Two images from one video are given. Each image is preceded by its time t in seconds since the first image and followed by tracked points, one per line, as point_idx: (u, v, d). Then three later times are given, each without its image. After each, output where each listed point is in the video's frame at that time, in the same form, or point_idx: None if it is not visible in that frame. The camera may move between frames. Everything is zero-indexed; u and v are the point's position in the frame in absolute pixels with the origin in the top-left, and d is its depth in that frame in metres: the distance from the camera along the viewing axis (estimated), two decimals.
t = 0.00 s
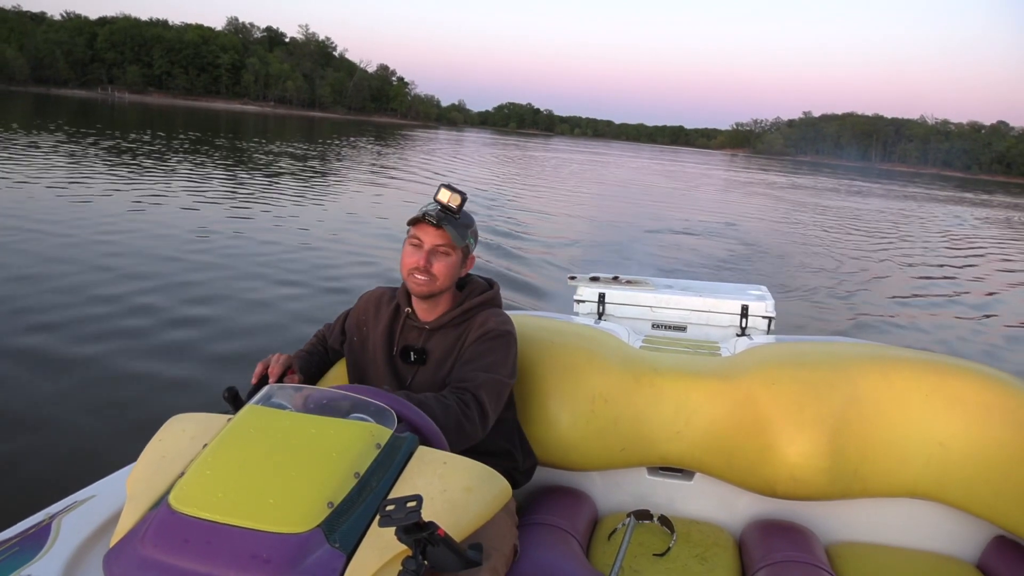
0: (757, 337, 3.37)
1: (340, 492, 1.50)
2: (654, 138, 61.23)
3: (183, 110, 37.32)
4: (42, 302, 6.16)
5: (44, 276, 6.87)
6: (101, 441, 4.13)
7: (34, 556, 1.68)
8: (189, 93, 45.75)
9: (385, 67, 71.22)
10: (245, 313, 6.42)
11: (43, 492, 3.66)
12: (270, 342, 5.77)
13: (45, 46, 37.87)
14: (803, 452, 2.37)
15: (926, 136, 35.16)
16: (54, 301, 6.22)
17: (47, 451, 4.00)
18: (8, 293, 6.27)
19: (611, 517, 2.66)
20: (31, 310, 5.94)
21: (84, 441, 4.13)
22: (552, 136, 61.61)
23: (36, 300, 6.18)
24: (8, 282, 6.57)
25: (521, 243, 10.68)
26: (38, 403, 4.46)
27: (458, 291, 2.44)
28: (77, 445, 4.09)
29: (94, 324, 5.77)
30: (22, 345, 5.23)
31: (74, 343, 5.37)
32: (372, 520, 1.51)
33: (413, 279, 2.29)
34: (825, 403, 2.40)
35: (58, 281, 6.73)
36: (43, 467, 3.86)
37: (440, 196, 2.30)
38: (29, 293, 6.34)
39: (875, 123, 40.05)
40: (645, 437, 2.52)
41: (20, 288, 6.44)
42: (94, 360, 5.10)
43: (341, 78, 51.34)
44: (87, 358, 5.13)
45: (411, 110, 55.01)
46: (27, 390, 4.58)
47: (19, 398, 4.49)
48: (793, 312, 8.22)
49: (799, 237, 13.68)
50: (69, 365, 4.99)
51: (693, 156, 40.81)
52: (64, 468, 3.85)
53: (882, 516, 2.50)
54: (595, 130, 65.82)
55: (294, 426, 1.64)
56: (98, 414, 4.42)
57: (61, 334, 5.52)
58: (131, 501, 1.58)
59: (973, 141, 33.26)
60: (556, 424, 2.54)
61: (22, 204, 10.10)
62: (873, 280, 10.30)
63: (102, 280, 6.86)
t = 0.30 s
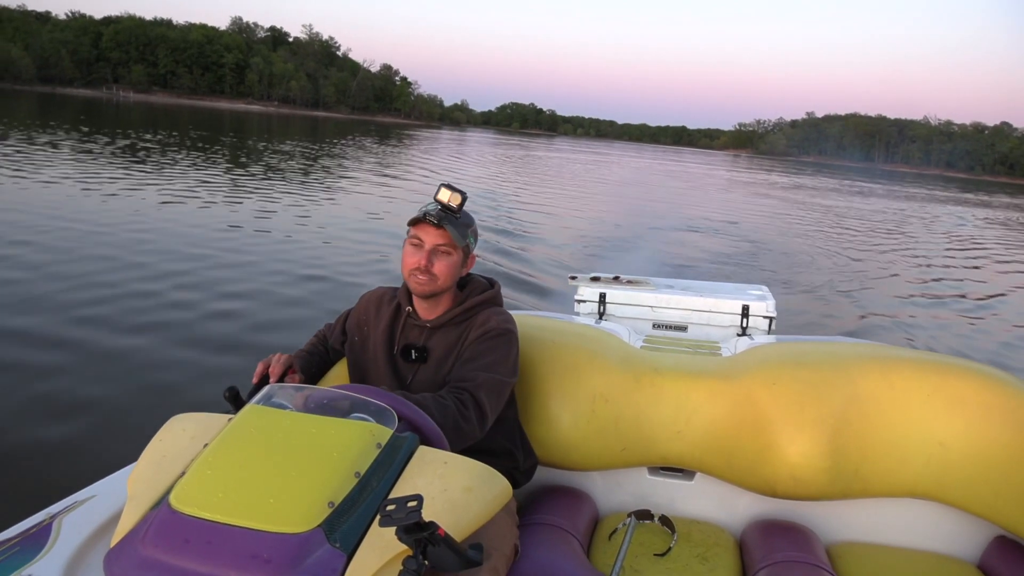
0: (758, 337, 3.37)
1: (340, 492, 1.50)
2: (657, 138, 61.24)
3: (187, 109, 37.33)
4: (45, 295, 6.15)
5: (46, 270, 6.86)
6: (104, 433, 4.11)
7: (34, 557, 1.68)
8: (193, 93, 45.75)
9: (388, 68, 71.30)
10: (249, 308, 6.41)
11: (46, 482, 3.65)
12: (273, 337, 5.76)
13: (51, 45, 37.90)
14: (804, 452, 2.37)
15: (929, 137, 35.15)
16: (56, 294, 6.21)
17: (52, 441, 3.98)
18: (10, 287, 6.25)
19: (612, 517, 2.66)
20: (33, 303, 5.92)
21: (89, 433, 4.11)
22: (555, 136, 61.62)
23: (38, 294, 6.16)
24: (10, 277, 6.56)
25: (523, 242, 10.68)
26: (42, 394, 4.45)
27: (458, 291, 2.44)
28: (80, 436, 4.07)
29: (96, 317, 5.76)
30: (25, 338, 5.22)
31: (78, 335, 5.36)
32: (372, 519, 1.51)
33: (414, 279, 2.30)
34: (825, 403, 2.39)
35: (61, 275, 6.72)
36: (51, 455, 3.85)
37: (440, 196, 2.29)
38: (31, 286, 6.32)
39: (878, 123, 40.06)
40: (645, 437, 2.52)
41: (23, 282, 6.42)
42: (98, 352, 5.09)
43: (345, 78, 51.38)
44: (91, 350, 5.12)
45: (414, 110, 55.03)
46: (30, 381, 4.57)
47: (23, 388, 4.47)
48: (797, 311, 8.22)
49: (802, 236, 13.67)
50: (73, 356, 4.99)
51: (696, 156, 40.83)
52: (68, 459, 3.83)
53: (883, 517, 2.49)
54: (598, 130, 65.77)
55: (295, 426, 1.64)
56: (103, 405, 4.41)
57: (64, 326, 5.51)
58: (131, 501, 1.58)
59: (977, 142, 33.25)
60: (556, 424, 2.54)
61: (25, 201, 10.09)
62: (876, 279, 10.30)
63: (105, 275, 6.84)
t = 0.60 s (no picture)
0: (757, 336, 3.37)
1: (340, 492, 1.50)
2: (659, 138, 61.17)
3: (191, 109, 37.32)
4: (46, 298, 6.17)
5: (47, 271, 6.86)
6: (106, 432, 4.12)
7: (34, 557, 1.68)
8: (197, 93, 45.72)
9: (390, 68, 71.29)
10: (249, 306, 6.42)
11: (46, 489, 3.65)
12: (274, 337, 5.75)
13: (55, 45, 37.89)
14: (804, 452, 2.37)
15: (931, 136, 35.11)
16: (56, 297, 6.22)
17: (55, 447, 3.99)
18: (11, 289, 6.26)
19: (612, 517, 2.65)
20: (34, 307, 5.92)
21: (91, 437, 4.12)
22: (557, 136, 61.58)
23: (39, 296, 6.17)
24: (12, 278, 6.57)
25: (525, 241, 10.67)
26: (42, 401, 4.46)
27: (458, 290, 2.44)
28: (84, 439, 4.09)
29: (97, 322, 5.76)
30: (26, 343, 5.22)
31: (78, 341, 5.37)
32: (373, 519, 1.51)
33: (422, 277, 2.28)
34: (825, 402, 2.39)
35: (62, 276, 6.73)
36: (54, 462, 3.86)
37: (452, 195, 2.32)
38: (32, 288, 6.33)
39: (880, 122, 40.06)
40: (645, 437, 2.52)
41: (24, 284, 6.44)
42: (98, 357, 5.09)
43: (348, 77, 51.35)
44: (92, 356, 5.13)
45: (417, 110, 55.02)
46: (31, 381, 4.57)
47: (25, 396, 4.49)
48: (799, 310, 8.20)
49: (805, 234, 13.66)
50: (74, 362, 4.99)
51: (698, 156, 40.82)
52: (71, 463, 3.84)
53: (883, 516, 2.50)
54: (600, 130, 65.72)
55: (295, 426, 1.63)
56: (104, 412, 4.42)
57: (65, 330, 5.52)
58: (131, 501, 1.58)
59: (980, 141, 33.20)
60: (556, 423, 2.54)
61: (27, 201, 10.10)
62: (879, 278, 10.29)
63: (105, 277, 6.85)
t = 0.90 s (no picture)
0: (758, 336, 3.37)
1: (341, 492, 1.50)
2: (661, 138, 61.10)
3: (194, 110, 37.41)
4: (47, 297, 6.16)
5: (49, 272, 6.87)
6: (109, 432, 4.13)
7: (35, 556, 1.68)
8: (200, 94, 45.80)
9: (393, 68, 71.35)
10: (251, 305, 6.43)
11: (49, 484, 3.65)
12: (275, 336, 5.76)
13: (59, 47, 37.99)
14: (804, 451, 2.37)
15: (933, 136, 35.06)
16: (58, 295, 6.22)
17: (58, 443, 3.99)
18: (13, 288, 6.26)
19: (613, 517, 2.66)
20: (36, 306, 5.93)
21: (94, 435, 4.12)
22: (559, 136, 61.56)
23: (41, 295, 6.18)
24: (14, 278, 6.57)
25: (526, 241, 10.67)
26: (46, 396, 4.46)
27: (460, 289, 2.44)
28: (87, 437, 4.09)
29: (98, 320, 5.76)
30: (28, 340, 5.22)
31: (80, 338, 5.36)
32: (373, 519, 1.51)
33: (425, 275, 2.28)
34: (825, 402, 2.40)
35: (64, 276, 6.74)
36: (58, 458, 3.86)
37: (459, 195, 2.34)
38: (34, 288, 6.34)
39: (882, 122, 40.02)
40: (645, 437, 2.53)
41: (26, 284, 6.45)
42: (101, 356, 5.10)
43: (350, 78, 51.39)
44: (94, 354, 5.13)
45: (419, 111, 55.07)
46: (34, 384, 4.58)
47: (28, 392, 4.49)
48: (801, 309, 8.19)
49: (807, 233, 13.65)
50: (76, 360, 5.00)
51: (700, 156, 40.83)
52: (75, 459, 3.84)
53: (883, 516, 2.50)
54: (602, 129, 65.69)
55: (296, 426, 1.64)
56: (107, 408, 4.41)
57: (67, 327, 5.52)
58: (132, 500, 1.59)
59: (982, 140, 33.15)
60: (557, 423, 2.54)
61: (28, 201, 10.10)
62: (881, 277, 10.27)
63: (107, 276, 6.85)
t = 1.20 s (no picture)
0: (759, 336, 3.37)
1: (341, 492, 1.50)
2: (663, 138, 61.02)
3: (198, 109, 37.46)
4: (48, 289, 6.14)
5: (50, 266, 6.85)
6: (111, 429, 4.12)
7: (34, 556, 1.68)
8: (204, 93, 45.85)
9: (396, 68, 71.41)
10: (253, 303, 6.43)
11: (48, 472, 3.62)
12: (276, 333, 5.74)
13: (64, 46, 38.06)
14: (804, 451, 2.37)
15: (936, 137, 35.04)
16: (59, 288, 6.20)
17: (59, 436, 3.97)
18: (14, 281, 6.23)
19: (614, 517, 2.65)
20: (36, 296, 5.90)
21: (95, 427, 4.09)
22: (562, 136, 61.53)
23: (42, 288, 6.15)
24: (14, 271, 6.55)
25: (529, 241, 10.67)
26: (46, 384, 4.45)
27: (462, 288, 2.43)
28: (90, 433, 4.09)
29: (98, 314, 5.73)
30: (27, 332, 5.19)
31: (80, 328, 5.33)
32: (373, 519, 1.51)
33: (430, 275, 2.28)
34: (826, 402, 2.39)
35: (65, 270, 6.72)
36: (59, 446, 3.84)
37: (468, 196, 2.33)
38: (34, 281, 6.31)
39: (885, 122, 39.98)
40: (645, 437, 2.52)
41: (26, 277, 6.42)
42: (101, 345, 5.08)
43: (353, 78, 51.43)
44: (95, 343, 5.10)
45: (422, 110, 55.08)
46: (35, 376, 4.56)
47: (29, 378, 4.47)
48: (803, 309, 8.18)
49: (809, 233, 13.64)
50: (77, 349, 4.98)
51: (703, 156, 40.82)
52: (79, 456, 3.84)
53: (884, 516, 2.49)
54: (605, 130, 65.65)
55: (298, 425, 1.64)
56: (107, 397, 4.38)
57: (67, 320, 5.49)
58: (132, 500, 1.59)
59: (985, 142, 33.10)
60: (558, 423, 2.53)
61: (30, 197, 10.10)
62: (884, 277, 10.27)
63: (108, 271, 6.82)
